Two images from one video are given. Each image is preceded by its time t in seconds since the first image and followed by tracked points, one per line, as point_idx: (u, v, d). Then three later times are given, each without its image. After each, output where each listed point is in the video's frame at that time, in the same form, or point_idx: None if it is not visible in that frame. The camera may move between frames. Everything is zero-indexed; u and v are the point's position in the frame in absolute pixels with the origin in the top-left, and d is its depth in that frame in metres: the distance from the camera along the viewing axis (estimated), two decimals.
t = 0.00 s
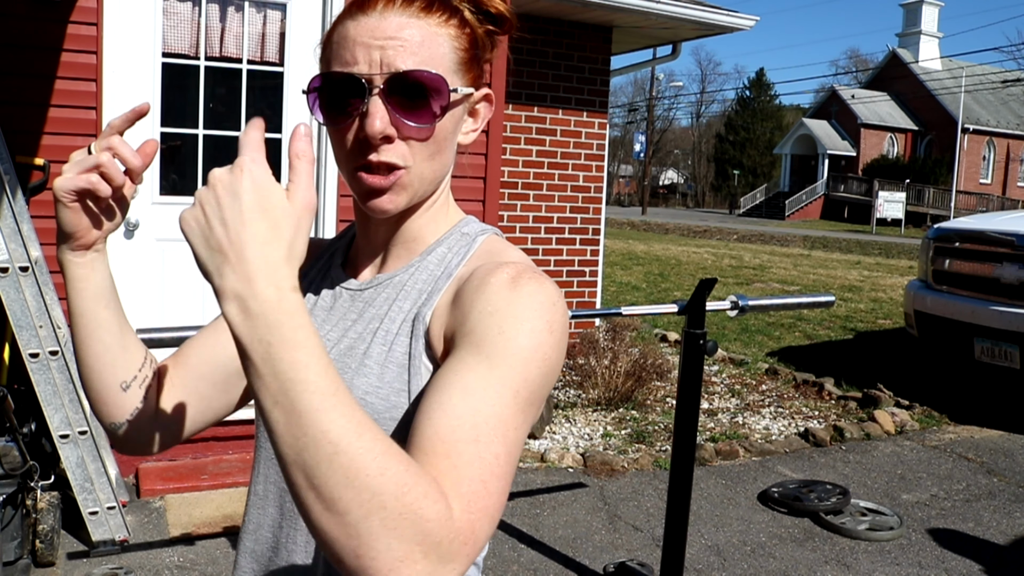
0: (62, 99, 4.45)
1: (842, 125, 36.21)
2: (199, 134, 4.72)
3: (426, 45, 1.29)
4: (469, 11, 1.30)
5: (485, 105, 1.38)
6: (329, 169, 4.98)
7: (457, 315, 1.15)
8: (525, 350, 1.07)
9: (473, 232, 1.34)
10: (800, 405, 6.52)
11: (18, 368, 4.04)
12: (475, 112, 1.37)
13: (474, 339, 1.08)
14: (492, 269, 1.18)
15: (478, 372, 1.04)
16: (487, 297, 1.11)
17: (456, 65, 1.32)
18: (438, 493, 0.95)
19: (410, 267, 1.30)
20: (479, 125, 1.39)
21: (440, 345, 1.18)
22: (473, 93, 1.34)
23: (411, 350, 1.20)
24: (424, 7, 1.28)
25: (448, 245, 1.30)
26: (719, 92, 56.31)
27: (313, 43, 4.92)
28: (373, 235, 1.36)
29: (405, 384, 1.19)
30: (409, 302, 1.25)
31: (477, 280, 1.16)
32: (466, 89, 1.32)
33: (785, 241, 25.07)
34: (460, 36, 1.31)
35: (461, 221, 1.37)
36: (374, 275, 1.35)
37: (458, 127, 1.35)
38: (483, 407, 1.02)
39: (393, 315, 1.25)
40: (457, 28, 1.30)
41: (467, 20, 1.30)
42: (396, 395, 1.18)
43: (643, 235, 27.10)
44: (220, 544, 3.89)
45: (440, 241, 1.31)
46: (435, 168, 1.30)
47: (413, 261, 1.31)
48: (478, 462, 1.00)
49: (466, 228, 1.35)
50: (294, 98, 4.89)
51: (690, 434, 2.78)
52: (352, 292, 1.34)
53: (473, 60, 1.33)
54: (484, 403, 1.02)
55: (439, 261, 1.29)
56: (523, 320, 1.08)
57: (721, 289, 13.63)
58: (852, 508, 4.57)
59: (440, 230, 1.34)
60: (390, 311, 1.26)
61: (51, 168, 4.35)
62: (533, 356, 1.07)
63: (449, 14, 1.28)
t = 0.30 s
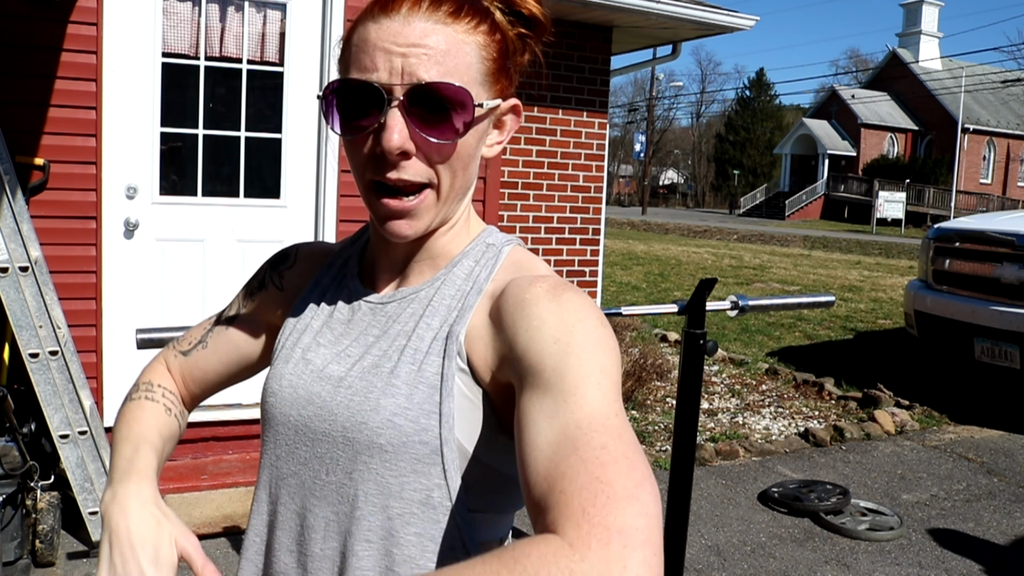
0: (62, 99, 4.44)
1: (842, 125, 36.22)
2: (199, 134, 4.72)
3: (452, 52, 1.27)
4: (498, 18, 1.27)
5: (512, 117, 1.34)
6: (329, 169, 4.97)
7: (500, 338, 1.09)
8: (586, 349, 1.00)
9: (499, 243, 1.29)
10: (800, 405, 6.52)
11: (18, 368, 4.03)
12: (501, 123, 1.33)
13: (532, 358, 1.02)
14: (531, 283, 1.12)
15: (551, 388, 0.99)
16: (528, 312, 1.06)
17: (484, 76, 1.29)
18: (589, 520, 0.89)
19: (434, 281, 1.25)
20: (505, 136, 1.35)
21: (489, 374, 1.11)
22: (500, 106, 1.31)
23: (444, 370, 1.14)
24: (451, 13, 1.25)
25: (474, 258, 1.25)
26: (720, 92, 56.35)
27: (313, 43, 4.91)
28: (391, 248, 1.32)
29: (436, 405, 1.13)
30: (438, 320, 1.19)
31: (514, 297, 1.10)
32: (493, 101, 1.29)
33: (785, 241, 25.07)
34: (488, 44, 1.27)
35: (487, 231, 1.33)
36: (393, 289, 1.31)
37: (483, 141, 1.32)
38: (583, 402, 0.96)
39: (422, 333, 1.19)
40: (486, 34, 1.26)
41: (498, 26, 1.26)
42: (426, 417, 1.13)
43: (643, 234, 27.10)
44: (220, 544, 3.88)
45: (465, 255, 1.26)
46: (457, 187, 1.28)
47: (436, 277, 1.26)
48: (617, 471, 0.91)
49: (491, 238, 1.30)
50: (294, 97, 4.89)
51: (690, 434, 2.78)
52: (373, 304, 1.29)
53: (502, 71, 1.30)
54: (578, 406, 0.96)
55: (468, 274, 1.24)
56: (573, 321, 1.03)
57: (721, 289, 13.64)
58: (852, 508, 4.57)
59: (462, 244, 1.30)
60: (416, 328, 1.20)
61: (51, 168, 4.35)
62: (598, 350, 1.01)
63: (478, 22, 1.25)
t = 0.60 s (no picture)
0: (62, 99, 4.44)
1: (842, 124, 36.22)
2: (199, 134, 4.72)
3: (458, 35, 1.28)
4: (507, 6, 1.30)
5: (517, 110, 1.35)
6: (329, 169, 4.97)
7: (528, 351, 1.12)
8: (621, 370, 1.06)
9: (506, 241, 1.30)
10: (800, 405, 6.52)
11: (18, 368, 4.03)
12: (505, 116, 1.34)
13: (568, 378, 1.07)
14: (549, 286, 1.16)
15: (588, 406, 1.05)
16: (560, 328, 1.09)
17: (489, 61, 1.30)
18: (646, 541, 0.97)
19: (442, 285, 1.26)
20: (509, 129, 1.36)
21: (514, 387, 1.14)
22: (505, 96, 1.32)
23: (464, 383, 1.15)
24: None
25: (483, 259, 1.26)
26: (720, 92, 56.34)
27: (313, 42, 4.91)
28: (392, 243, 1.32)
29: (459, 420, 1.14)
30: (452, 329, 1.20)
31: (539, 311, 1.12)
32: (499, 88, 1.30)
33: (785, 241, 25.07)
34: (494, 30, 1.29)
35: (491, 229, 1.34)
36: (397, 296, 1.30)
37: (486, 131, 1.32)
38: (625, 426, 1.03)
39: (436, 346, 1.19)
40: (492, 21, 1.29)
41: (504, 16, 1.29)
42: (451, 432, 1.13)
43: (643, 234, 27.08)
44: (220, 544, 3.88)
45: (472, 255, 1.27)
46: (454, 174, 1.28)
47: (443, 279, 1.27)
48: (655, 493, 1.00)
49: (497, 236, 1.31)
50: (294, 97, 4.89)
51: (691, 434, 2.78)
52: (377, 312, 1.29)
53: (508, 59, 1.31)
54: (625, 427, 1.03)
55: (478, 276, 1.25)
56: (607, 341, 1.08)
57: (721, 289, 13.64)
58: (852, 508, 4.57)
59: (468, 244, 1.30)
60: (429, 338, 1.21)
61: (51, 168, 4.35)
62: (632, 368, 1.07)
63: (484, 7, 1.28)
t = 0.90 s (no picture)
0: (62, 99, 4.44)
1: (842, 125, 36.21)
2: (199, 134, 4.72)
3: (470, 20, 1.31)
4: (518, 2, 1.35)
5: (525, 108, 1.35)
6: (329, 169, 4.96)
7: (545, 337, 1.15)
8: (631, 376, 1.12)
9: (515, 239, 1.31)
10: (800, 405, 6.52)
11: (18, 368, 4.03)
12: (513, 113, 1.34)
13: (582, 375, 1.11)
14: (566, 274, 1.19)
15: (592, 404, 1.11)
16: (581, 323, 1.14)
17: (501, 46, 1.32)
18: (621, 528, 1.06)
19: (453, 277, 1.26)
20: (517, 128, 1.35)
21: (532, 376, 1.16)
22: (513, 90, 1.33)
23: (487, 373, 1.16)
24: None
25: (495, 252, 1.28)
26: (721, 92, 56.31)
27: (313, 43, 4.92)
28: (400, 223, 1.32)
29: (484, 412, 1.15)
30: (471, 318, 1.21)
31: (559, 299, 1.16)
32: (508, 74, 1.31)
33: (785, 241, 25.06)
34: (506, 24, 1.34)
35: (500, 228, 1.34)
36: (404, 288, 1.30)
37: (494, 122, 1.32)
38: (619, 427, 1.11)
39: (452, 340, 1.19)
40: (503, 18, 1.34)
41: (515, 19, 1.35)
42: (475, 425, 1.15)
43: (643, 235, 27.07)
44: (220, 544, 3.88)
45: (483, 250, 1.28)
46: (463, 151, 1.26)
47: (453, 272, 1.27)
48: (639, 501, 1.07)
49: (506, 234, 1.32)
50: (294, 96, 4.89)
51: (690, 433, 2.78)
52: (385, 305, 1.28)
53: (517, 53, 1.34)
54: (618, 438, 1.10)
55: (491, 268, 1.26)
56: (620, 344, 1.13)
57: (721, 289, 13.63)
58: (852, 508, 4.57)
59: (475, 241, 1.31)
60: (445, 329, 1.21)
61: (51, 168, 4.35)
62: (636, 374, 1.13)
63: None
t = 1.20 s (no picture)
0: (62, 99, 4.44)
1: (842, 125, 36.22)
2: (199, 134, 4.72)
3: (479, 40, 1.29)
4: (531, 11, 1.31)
5: (538, 116, 1.35)
6: (329, 169, 4.97)
7: (563, 360, 1.15)
8: (654, 395, 1.15)
9: (528, 248, 1.31)
10: (800, 405, 6.52)
11: (18, 368, 4.03)
12: (526, 123, 1.34)
13: (603, 399, 1.14)
14: (587, 291, 1.19)
15: (615, 429, 1.14)
16: (598, 346, 1.14)
17: (511, 64, 1.31)
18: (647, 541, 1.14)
19: (466, 289, 1.26)
20: (530, 137, 1.36)
21: (554, 395, 1.17)
22: (525, 102, 1.32)
23: (502, 387, 1.16)
24: None
25: (509, 263, 1.28)
26: (721, 92, 56.28)
27: (313, 43, 4.91)
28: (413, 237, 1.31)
29: (497, 425, 1.15)
30: (484, 331, 1.20)
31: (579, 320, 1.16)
32: (519, 92, 1.31)
33: (785, 241, 25.06)
34: (516, 35, 1.30)
35: (512, 237, 1.34)
36: (417, 298, 1.29)
37: (506, 136, 1.33)
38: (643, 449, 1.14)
39: (465, 352, 1.19)
40: (513, 27, 1.30)
41: (526, 23, 1.30)
42: (488, 437, 1.14)
43: (643, 234, 27.07)
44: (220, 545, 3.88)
45: (497, 261, 1.28)
46: (476, 175, 1.28)
47: (466, 284, 1.27)
48: (664, 517, 1.14)
49: (519, 244, 1.32)
50: (294, 96, 4.89)
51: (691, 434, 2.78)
52: (398, 314, 1.27)
53: (528, 64, 1.32)
54: (644, 458, 1.14)
55: (504, 279, 1.26)
56: (641, 364, 1.15)
57: (721, 289, 13.63)
58: (852, 508, 4.57)
59: (489, 250, 1.31)
60: (459, 341, 1.20)
61: (51, 168, 4.35)
62: (657, 391, 1.15)
63: (506, 12, 1.29)
